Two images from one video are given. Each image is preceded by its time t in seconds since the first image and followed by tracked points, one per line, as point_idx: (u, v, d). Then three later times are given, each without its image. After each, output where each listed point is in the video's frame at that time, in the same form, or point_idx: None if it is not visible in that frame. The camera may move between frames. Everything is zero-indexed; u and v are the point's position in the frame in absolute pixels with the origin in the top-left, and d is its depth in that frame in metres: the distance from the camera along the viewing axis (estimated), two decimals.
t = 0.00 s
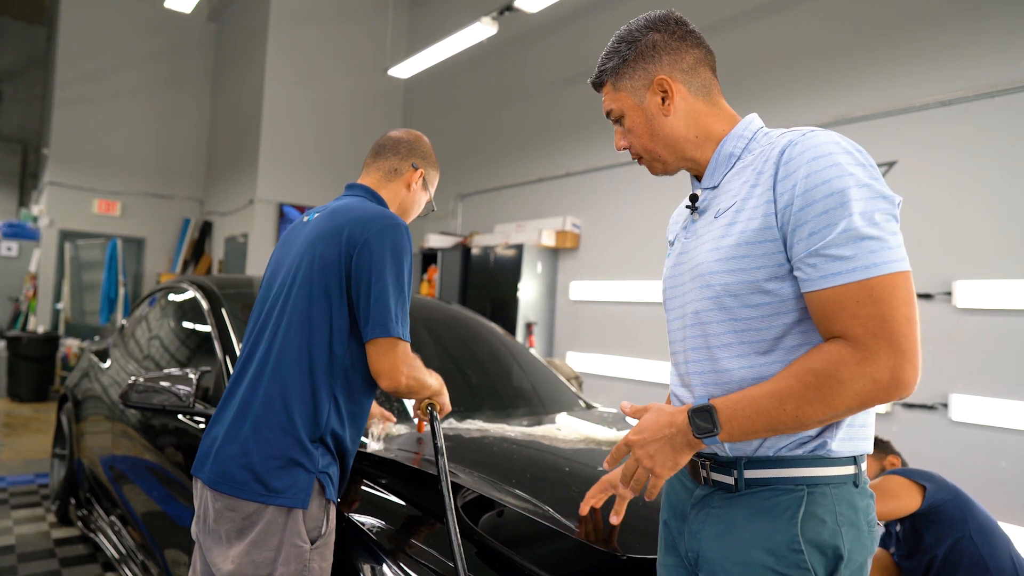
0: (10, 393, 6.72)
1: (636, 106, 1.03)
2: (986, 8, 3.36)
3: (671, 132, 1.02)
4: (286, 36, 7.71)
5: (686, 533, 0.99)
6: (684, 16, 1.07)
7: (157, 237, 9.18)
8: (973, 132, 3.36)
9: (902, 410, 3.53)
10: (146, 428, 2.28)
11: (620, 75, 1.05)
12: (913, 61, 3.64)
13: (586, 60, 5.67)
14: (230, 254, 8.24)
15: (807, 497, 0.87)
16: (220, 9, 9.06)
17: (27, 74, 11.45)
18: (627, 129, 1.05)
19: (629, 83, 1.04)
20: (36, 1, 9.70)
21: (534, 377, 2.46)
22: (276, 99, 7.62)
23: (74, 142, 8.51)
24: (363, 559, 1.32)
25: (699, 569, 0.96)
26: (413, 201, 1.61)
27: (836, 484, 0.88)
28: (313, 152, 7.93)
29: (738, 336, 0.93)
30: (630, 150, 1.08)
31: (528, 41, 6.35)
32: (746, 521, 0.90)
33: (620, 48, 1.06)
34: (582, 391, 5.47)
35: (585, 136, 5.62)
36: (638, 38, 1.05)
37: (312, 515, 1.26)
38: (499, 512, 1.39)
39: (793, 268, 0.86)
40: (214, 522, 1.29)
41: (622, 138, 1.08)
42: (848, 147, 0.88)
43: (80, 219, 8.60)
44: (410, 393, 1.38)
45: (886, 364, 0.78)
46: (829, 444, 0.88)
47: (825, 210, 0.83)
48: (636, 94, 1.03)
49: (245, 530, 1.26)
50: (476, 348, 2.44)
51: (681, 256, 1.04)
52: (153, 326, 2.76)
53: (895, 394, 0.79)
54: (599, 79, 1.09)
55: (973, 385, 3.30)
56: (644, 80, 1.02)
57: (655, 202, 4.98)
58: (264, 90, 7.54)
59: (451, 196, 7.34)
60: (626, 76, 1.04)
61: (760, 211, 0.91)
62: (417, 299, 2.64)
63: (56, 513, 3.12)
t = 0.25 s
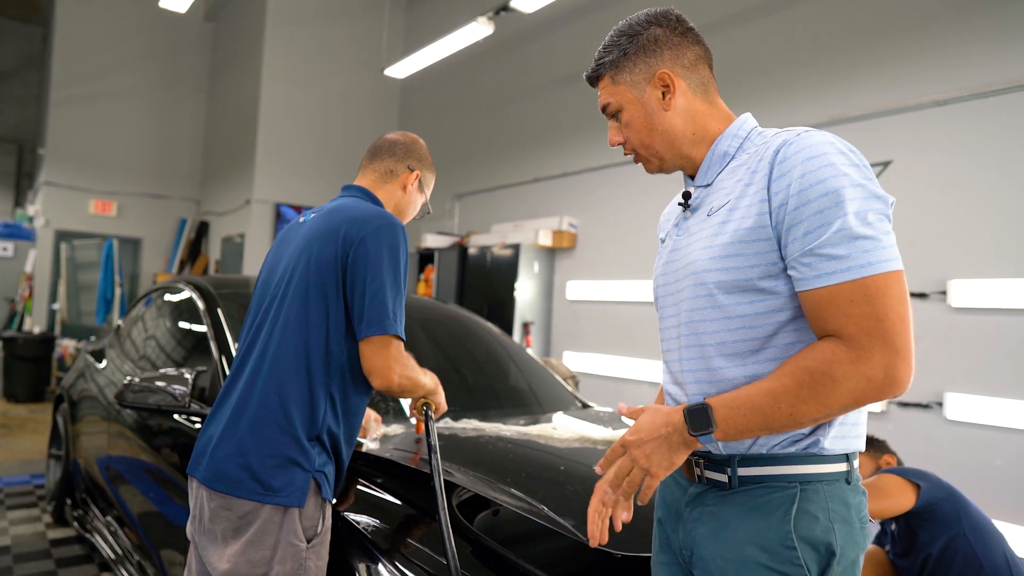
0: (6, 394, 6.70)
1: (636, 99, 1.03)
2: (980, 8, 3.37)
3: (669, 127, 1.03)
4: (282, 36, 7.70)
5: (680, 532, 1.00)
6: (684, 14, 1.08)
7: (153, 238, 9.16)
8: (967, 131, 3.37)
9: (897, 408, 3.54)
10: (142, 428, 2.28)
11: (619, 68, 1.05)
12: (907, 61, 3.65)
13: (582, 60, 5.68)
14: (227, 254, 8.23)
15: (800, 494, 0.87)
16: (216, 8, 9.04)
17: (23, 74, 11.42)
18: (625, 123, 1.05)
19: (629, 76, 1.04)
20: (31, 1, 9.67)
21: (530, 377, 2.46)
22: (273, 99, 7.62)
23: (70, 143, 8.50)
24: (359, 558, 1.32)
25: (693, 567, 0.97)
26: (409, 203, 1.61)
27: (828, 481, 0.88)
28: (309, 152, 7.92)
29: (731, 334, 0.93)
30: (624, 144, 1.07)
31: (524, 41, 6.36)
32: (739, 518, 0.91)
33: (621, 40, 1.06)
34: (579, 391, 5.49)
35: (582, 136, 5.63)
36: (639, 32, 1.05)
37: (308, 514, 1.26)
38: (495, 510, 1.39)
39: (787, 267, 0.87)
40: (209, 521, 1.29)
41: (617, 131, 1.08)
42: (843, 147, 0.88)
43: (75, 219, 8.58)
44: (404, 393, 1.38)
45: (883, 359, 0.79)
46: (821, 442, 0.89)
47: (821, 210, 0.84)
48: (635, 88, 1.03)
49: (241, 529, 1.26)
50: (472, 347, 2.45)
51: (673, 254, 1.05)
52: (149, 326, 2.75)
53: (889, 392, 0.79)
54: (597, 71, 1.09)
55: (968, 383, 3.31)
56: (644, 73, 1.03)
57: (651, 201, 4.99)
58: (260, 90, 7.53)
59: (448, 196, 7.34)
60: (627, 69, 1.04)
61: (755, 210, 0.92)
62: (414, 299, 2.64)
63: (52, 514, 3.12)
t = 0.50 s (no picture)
0: (3, 395, 6.70)
1: (661, 75, 1.03)
2: (976, 8, 3.37)
3: (690, 108, 1.03)
4: (280, 36, 7.70)
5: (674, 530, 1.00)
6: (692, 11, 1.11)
7: (151, 238, 9.15)
8: (963, 131, 3.38)
9: (895, 407, 3.55)
10: (139, 429, 2.28)
11: (644, 44, 1.04)
12: (903, 60, 3.66)
13: (580, 59, 5.68)
14: (224, 255, 8.22)
15: (795, 490, 0.88)
16: (213, 9, 9.03)
17: (20, 75, 11.41)
18: (645, 100, 1.03)
19: (653, 53, 1.04)
20: (27, 2, 9.66)
21: (527, 377, 2.46)
22: (270, 100, 7.61)
23: (67, 143, 8.49)
24: (356, 557, 1.33)
25: (688, 565, 0.97)
26: (408, 205, 1.61)
27: (822, 477, 0.89)
28: (306, 153, 7.92)
29: (732, 330, 0.93)
30: (636, 117, 1.04)
31: (521, 41, 6.36)
32: (734, 515, 0.91)
33: (642, 16, 1.05)
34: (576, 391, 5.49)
35: (579, 137, 5.63)
36: (662, 12, 1.06)
37: (305, 514, 1.27)
38: (492, 510, 1.39)
39: (790, 263, 0.87)
40: (206, 521, 1.30)
41: (629, 104, 1.05)
42: (844, 146, 0.89)
43: (73, 220, 8.57)
44: (400, 392, 1.39)
45: (891, 354, 0.80)
46: (815, 437, 0.89)
47: (828, 207, 0.84)
48: (662, 62, 1.03)
49: (237, 529, 1.27)
50: (470, 348, 2.45)
51: (669, 250, 1.05)
52: (146, 327, 2.76)
53: (890, 386, 0.81)
54: (613, 45, 1.07)
55: (964, 382, 3.32)
56: (671, 52, 1.03)
57: (648, 201, 4.99)
58: (258, 90, 7.53)
59: (446, 196, 7.34)
60: (652, 46, 1.04)
61: (757, 206, 0.92)
62: (412, 299, 2.65)
63: (49, 514, 3.12)
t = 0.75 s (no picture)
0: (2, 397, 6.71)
1: (688, 64, 1.03)
2: (970, 8, 3.39)
3: (706, 103, 1.05)
4: (277, 37, 7.71)
5: (675, 536, 0.99)
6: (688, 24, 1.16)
7: (149, 240, 9.16)
8: (958, 130, 3.39)
9: (891, 407, 3.56)
10: (138, 430, 2.29)
11: (676, 27, 1.03)
12: (899, 60, 3.67)
13: (576, 60, 5.70)
14: (223, 256, 8.23)
15: (805, 489, 0.89)
16: (210, 10, 9.04)
17: (18, 76, 11.41)
18: (673, 81, 1.02)
19: (682, 39, 1.03)
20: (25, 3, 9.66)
21: (525, 378, 2.47)
22: (268, 101, 7.62)
23: (65, 145, 8.50)
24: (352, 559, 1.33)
25: (693, 569, 0.97)
26: (404, 210, 1.63)
27: (827, 475, 0.91)
28: (304, 154, 7.93)
29: (740, 329, 0.93)
30: (661, 96, 1.01)
31: (518, 41, 6.37)
32: (745, 517, 0.92)
33: None
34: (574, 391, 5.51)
35: (576, 137, 5.64)
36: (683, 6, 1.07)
37: (300, 516, 1.27)
38: (488, 511, 1.40)
39: (799, 263, 0.89)
40: (202, 523, 1.31)
41: (654, 82, 1.02)
42: (843, 150, 0.92)
43: (71, 222, 8.58)
44: (396, 395, 1.40)
45: (902, 350, 0.82)
46: (820, 434, 0.92)
47: (839, 207, 0.86)
48: (693, 54, 1.04)
49: (232, 531, 1.27)
50: (468, 349, 2.46)
51: (665, 252, 1.04)
52: (144, 328, 2.77)
53: (897, 381, 0.83)
54: (642, 16, 1.03)
55: (960, 382, 3.33)
56: (696, 45, 1.05)
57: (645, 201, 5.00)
58: (255, 91, 7.54)
59: (443, 197, 7.35)
60: (682, 32, 1.03)
61: (764, 207, 0.92)
62: (410, 301, 2.66)
63: (48, 516, 3.13)
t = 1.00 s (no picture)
0: None
1: (681, 61, 1.03)
2: (964, 8, 3.40)
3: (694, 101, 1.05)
4: (274, 38, 7.71)
5: (676, 542, 0.95)
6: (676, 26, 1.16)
7: (146, 241, 9.15)
8: (953, 130, 3.40)
9: (887, 406, 3.56)
10: (133, 432, 2.28)
11: (671, 23, 1.03)
12: (894, 59, 3.68)
13: (572, 60, 5.70)
14: (220, 257, 8.23)
15: (811, 485, 0.89)
16: (207, 11, 9.04)
17: (15, 77, 11.40)
18: (666, 75, 1.01)
19: (676, 35, 1.03)
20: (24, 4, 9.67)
21: (520, 378, 2.47)
22: (265, 102, 7.62)
23: (63, 146, 8.49)
24: (344, 561, 1.33)
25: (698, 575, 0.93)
26: (393, 209, 1.63)
27: (827, 470, 0.91)
28: (302, 155, 7.93)
29: (743, 329, 0.90)
30: (652, 88, 1.00)
31: (515, 41, 6.38)
32: (753, 516, 0.89)
33: None
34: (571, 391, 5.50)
35: (572, 137, 5.64)
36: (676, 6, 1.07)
37: (290, 516, 1.27)
38: (481, 512, 1.40)
39: (803, 260, 0.88)
40: (192, 525, 1.30)
41: (646, 74, 1.01)
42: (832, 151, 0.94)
43: (68, 223, 8.57)
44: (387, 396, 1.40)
45: (898, 345, 0.84)
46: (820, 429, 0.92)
47: (843, 206, 0.87)
48: (685, 53, 1.04)
49: (223, 532, 1.27)
50: (464, 349, 2.46)
51: (656, 252, 0.99)
52: (139, 329, 2.76)
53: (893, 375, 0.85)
54: (640, 7, 1.02)
55: (956, 381, 3.33)
56: (688, 44, 1.05)
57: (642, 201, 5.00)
58: (253, 92, 7.54)
59: (440, 197, 7.35)
60: (676, 29, 1.04)
61: (766, 204, 0.91)
62: (406, 301, 2.66)
63: (43, 518, 3.12)
